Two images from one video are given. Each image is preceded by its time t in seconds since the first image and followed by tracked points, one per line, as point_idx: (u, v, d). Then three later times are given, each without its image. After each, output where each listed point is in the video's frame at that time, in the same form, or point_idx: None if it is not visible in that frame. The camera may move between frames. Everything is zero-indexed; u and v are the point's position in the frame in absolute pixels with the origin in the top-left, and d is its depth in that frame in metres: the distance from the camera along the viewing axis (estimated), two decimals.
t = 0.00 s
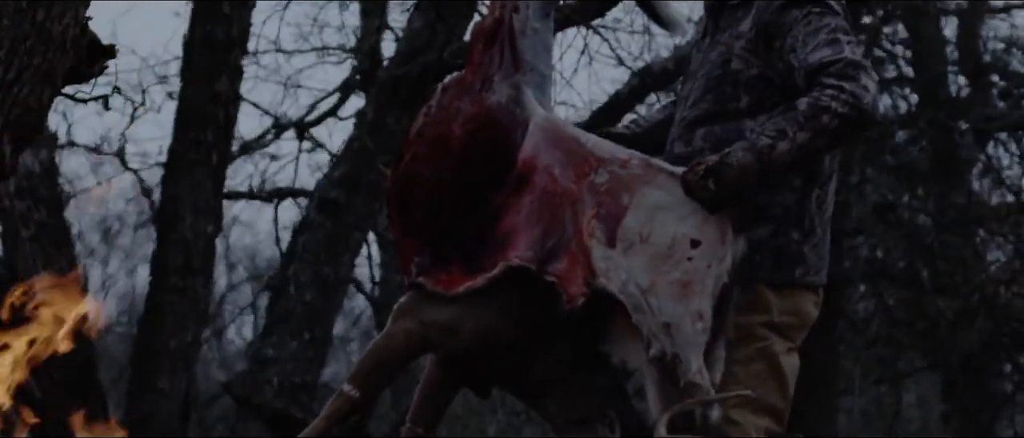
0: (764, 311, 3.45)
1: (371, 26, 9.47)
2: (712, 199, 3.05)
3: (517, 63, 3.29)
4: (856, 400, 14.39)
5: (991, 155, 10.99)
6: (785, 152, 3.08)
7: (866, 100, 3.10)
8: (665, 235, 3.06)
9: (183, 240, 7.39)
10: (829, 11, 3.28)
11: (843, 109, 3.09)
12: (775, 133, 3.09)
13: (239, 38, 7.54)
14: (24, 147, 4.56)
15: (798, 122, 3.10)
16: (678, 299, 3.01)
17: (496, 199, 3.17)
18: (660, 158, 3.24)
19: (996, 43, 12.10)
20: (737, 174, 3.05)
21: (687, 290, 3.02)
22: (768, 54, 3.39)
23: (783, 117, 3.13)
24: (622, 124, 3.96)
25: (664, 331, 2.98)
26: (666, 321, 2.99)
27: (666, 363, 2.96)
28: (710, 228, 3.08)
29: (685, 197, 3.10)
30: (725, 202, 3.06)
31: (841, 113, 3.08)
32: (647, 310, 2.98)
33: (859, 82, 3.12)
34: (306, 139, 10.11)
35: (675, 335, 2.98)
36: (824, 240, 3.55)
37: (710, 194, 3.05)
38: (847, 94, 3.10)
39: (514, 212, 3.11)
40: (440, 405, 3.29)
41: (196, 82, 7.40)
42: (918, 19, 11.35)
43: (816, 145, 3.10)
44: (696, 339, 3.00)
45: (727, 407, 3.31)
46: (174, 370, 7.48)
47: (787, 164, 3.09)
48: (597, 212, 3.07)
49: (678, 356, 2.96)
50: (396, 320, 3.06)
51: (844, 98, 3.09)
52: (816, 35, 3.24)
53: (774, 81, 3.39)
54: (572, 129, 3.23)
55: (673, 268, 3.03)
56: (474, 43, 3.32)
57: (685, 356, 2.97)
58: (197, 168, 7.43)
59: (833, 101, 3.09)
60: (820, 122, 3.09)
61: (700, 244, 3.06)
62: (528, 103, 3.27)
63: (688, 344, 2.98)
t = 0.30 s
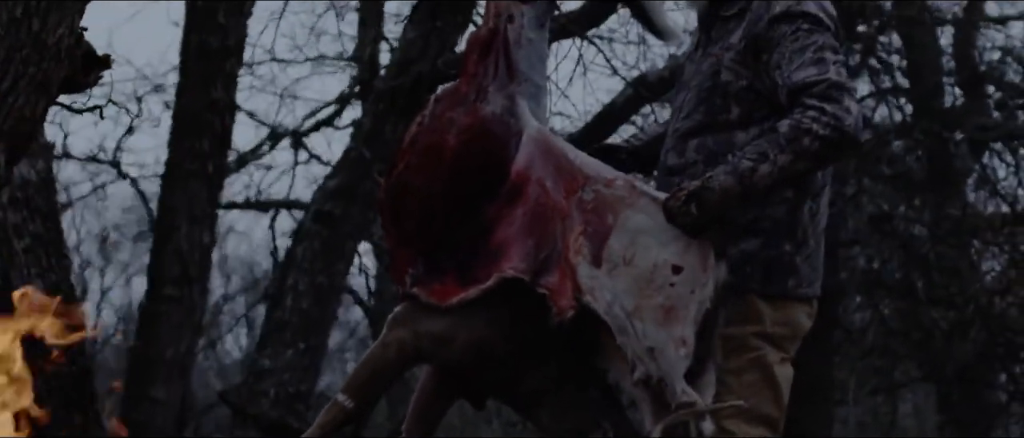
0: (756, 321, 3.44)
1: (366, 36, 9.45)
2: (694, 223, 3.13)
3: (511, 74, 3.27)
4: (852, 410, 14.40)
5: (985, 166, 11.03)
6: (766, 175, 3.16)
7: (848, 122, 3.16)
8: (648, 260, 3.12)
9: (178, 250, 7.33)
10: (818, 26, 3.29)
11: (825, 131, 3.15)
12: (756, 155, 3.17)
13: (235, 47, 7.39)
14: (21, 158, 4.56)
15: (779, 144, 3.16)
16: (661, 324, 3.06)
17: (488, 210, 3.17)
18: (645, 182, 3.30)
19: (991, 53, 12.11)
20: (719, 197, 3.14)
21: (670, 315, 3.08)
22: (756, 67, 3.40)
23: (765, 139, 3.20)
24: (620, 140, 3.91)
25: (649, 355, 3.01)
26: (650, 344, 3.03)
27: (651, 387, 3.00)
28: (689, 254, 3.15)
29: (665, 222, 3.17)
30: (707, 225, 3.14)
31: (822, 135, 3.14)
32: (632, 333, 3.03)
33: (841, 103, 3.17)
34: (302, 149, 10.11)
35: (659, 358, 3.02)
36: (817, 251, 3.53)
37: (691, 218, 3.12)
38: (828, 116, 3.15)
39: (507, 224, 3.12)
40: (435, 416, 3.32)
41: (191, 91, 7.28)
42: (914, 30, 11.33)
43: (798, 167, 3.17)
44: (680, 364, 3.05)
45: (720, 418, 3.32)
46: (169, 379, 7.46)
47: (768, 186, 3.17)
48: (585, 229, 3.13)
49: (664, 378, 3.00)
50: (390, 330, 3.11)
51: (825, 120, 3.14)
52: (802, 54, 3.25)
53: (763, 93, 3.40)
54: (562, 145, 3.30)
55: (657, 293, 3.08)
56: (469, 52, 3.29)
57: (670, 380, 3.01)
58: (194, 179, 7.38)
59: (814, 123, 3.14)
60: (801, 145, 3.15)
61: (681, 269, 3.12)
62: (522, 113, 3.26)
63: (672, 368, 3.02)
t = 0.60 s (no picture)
0: (749, 330, 3.41)
1: (361, 46, 9.44)
2: (675, 249, 3.10)
3: (504, 84, 3.31)
4: (848, 420, 14.40)
5: (982, 175, 11.00)
6: (745, 199, 3.13)
7: (825, 144, 3.10)
8: (626, 286, 3.08)
9: (174, 260, 7.23)
10: (803, 44, 3.23)
11: (802, 153, 3.09)
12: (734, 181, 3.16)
13: (231, 56, 7.32)
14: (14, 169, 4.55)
15: (757, 168, 3.13)
16: (635, 351, 3.01)
17: (482, 219, 3.20)
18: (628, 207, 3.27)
19: (987, 61, 12.11)
20: (699, 223, 3.12)
21: (644, 343, 3.03)
22: (745, 78, 3.37)
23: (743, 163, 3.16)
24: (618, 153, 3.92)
25: (624, 378, 2.97)
26: (626, 370, 2.98)
27: (623, 412, 2.96)
28: (667, 283, 3.10)
29: (645, 249, 3.14)
30: (688, 251, 3.12)
31: (799, 157, 3.08)
32: (608, 356, 2.98)
33: (819, 125, 3.11)
34: (298, 159, 10.11)
35: (635, 384, 2.97)
36: (810, 263, 3.50)
37: (671, 245, 3.10)
38: (806, 138, 3.09)
39: (501, 234, 3.14)
40: (431, 426, 3.34)
41: (188, 100, 7.22)
42: (910, 39, 11.31)
43: (776, 190, 3.12)
44: (652, 394, 2.98)
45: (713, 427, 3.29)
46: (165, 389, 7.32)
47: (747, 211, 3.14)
48: (569, 246, 3.09)
49: (638, 404, 2.95)
50: (384, 340, 3.10)
51: (801, 142, 3.09)
52: (784, 73, 3.21)
53: (752, 104, 3.37)
54: (549, 160, 3.25)
55: (632, 319, 3.04)
56: (462, 61, 3.34)
57: (644, 407, 2.96)
58: (189, 188, 7.29)
59: (790, 146, 3.09)
60: (777, 168, 3.10)
61: (658, 298, 3.07)
62: (516, 124, 3.29)
63: (647, 394, 2.97)
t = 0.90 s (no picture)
0: (740, 337, 3.27)
1: (358, 54, 9.44)
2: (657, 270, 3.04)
3: (498, 91, 3.31)
4: (842, 427, 14.42)
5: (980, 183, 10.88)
6: (723, 219, 3.02)
7: (803, 163, 2.99)
8: (603, 307, 3.05)
9: (170, 268, 7.12)
10: (790, 57, 3.09)
11: (780, 172, 2.99)
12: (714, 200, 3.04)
13: (227, 65, 7.23)
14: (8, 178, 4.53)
15: (735, 188, 3.02)
16: (606, 372, 2.99)
17: (475, 228, 3.20)
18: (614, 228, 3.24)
19: (981, 70, 12.11)
20: (679, 244, 3.02)
21: (618, 365, 3.00)
22: (733, 88, 3.24)
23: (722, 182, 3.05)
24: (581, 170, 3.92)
25: (592, 400, 2.97)
26: (597, 391, 2.98)
27: (588, 432, 2.95)
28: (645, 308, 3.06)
29: (628, 271, 3.10)
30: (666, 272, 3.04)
31: (777, 176, 2.98)
32: (578, 376, 2.98)
33: (798, 143, 3.00)
34: (295, 168, 10.11)
35: (604, 407, 2.97)
36: (802, 271, 3.37)
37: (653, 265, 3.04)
38: (783, 157, 2.98)
39: (493, 243, 3.16)
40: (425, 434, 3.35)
41: (181, 111, 7.09)
42: (906, 47, 11.27)
43: (755, 210, 3.01)
44: (618, 417, 2.97)
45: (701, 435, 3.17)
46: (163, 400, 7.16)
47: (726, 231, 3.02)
48: (551, 260, 3.08)
49: (604, 426, 2.95)
50: (378, 348, 3.12)
51: (779, 161, 2.98)
52: (767, 90, 3.07)
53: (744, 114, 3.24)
54: (541, 170, 3.25)
55: (606, 341, 3.01)
56: (458, 69, 3.36)
57: (608, 430, 2.95)
58: (185, 198, 7.11)
59: (767, 165, 2.99)
60: (755, 187, 2.99)
61: (635, 321, 3.04)
62: (511, 132, 3.29)
63: (617, 417, 2.97)
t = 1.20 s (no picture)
0: (730, 345, 3.25)
1: (354, 61, 9.43)
2: (638, 287, 3.08)
3: (490, 99, 3.39)
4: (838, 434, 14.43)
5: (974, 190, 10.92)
6: (704, 236, 3.02)
7: (784, 181, 2.98)
8: (584, 323, 3.10)
9: (166, 274, 7.04)
10: (777, 70, 3.09)
11: (760, 189, 2.98)
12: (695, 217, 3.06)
13: (222, 73, 7.02)
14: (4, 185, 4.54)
15: (715, 203, 3.01)
16: (581, 388, 3.03)
17: (468, 236, 3.30)
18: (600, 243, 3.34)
19: (977, 76, 12.11)
20: (660, 259, 3.04)
21: (594, 382, 3.04)
22: (722, 97, 3.25)
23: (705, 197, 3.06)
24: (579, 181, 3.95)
25: (564, 414, 3.00)
26: (569, 405, 3.01)
27: None
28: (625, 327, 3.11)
29: (611, 290, 3.16)
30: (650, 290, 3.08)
31: (756, 193, 2.97)
32: (552, 389, 3.04)
33: (778, 160, 2.99)
34: (290, 175, 10.10)
35: (575, 421, 3.00)
36: (794, 279, 3.34)
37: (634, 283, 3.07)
38: (763, 173, 2.98)
39: (487, 250, 3.26)
40: None
41: (179, 118, 6.97)
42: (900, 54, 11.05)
43: (735, 226, 3.00)
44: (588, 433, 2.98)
45: None
46: (157, 404, 7.18)
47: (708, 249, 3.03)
48: (535, 271, 3.17)
49: None
50: (372, 356, 3.17)
51: (758, 178, 2.98)
52: (753, 104, 3.07)
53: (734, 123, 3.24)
54: (532, 179, 3.34)
55: (585, 357, 3.06)
56: (449, 77, 3.41)
57: None
58: (181, 204, 7.02)
59: (747, 181, 2.98)
60: (734, 204, 2.99)
61: (616, 340, 3.08)
62: (503, 140, 3.38)
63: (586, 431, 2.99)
